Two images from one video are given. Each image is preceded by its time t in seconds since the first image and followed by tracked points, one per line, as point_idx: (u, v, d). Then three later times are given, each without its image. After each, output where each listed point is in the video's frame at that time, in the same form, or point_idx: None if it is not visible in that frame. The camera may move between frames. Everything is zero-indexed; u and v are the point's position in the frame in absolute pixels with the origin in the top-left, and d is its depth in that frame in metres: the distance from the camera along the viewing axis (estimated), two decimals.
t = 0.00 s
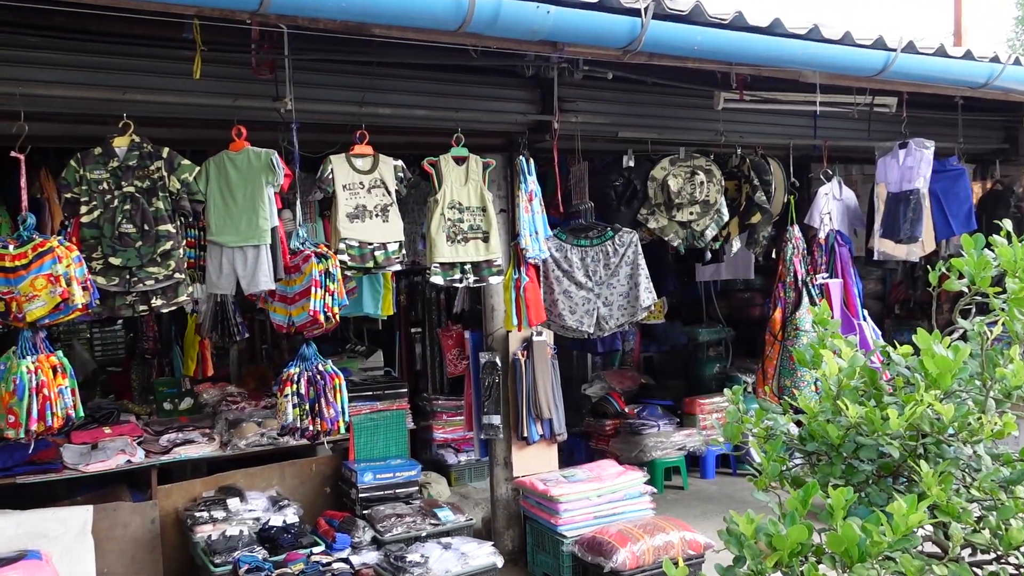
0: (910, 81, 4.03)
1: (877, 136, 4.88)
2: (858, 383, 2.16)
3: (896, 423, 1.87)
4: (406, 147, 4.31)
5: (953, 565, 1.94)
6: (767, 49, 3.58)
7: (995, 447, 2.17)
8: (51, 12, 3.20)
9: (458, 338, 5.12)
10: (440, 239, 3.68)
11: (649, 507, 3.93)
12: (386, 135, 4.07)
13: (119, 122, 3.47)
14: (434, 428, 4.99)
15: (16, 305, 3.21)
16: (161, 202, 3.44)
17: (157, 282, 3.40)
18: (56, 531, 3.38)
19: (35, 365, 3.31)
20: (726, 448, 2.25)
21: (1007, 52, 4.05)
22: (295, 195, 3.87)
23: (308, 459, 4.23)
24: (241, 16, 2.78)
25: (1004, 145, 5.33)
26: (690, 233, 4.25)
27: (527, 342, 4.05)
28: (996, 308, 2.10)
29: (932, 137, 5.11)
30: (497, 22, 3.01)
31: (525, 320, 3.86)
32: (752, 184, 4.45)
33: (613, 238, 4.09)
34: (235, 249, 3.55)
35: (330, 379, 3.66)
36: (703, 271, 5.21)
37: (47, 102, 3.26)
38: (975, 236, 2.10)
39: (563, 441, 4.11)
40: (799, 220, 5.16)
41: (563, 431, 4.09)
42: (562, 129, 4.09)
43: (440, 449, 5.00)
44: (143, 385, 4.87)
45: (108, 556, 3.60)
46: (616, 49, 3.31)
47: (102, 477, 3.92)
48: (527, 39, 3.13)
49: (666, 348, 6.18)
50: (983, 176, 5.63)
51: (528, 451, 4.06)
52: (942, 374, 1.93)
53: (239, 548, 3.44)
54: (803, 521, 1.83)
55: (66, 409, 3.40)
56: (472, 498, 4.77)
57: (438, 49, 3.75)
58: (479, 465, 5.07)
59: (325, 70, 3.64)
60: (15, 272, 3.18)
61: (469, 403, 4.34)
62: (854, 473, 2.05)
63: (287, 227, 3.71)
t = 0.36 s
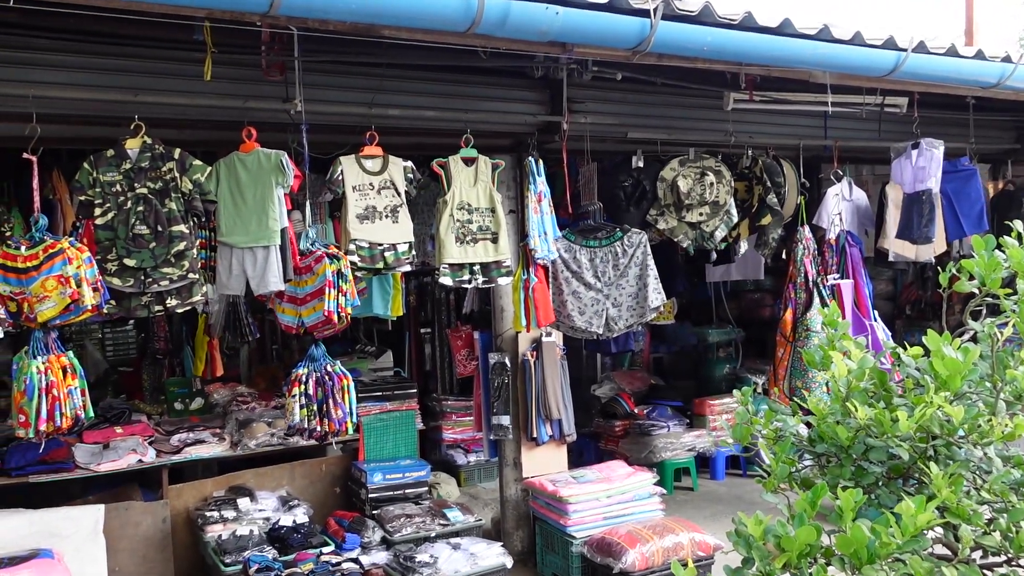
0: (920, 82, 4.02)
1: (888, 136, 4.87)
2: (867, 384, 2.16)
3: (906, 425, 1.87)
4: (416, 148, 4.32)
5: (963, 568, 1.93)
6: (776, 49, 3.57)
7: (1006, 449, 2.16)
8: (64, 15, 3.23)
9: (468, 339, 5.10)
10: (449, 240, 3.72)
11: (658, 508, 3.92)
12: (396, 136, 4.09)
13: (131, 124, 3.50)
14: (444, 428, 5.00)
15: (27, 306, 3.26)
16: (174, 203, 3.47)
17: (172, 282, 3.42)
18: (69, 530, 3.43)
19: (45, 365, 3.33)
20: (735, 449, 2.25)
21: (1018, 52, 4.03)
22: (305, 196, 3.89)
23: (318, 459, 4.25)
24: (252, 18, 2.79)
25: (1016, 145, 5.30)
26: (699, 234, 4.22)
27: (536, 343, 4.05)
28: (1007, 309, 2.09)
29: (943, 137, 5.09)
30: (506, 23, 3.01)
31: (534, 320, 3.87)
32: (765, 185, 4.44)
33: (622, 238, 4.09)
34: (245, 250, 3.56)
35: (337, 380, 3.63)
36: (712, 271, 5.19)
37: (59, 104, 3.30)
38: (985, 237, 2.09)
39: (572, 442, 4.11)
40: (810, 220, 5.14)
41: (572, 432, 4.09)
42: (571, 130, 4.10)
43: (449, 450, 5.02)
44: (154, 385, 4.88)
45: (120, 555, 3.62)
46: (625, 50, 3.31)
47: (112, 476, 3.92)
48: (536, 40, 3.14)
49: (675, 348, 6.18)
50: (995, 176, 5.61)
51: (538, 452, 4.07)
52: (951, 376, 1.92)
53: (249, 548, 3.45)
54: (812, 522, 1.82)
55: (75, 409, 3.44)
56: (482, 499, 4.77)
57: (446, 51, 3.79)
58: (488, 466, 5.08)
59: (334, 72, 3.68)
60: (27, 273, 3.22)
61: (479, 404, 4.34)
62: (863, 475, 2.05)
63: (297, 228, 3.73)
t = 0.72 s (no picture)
0: (933, 82, 4.00)
1: (901, 137, 4.85)
2: (877, 386, 2.15)
3: (916, 427, 1.86)
4: (427, 150, 4.33)
5: (976, 571, 1.91)
6: (787, 50, 3.56)
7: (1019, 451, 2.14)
8: (78, 20, 3.26)
9: (479, 342, 5.09)
10: (460, 242, 3.77)
11: (670, 510, 3.91)
12: (407, 139, 4.10)
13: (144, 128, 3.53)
14: (456, 430, 5.00)
15: (43, 308, 3.31)
16: (187, 207, 3.49)
17: (184, 285, 3.46)
18: (84, 532, 3.48)
19: (59, 368, 3.37)
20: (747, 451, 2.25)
21: None
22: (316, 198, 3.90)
23: (331, 461, 4.26)
24: (263, 22, 2.81)
25: None
26: (711, 235, 4.22)
27: (548, 345, 4.05)
28: (1019, 310, 2.08)
29: (957, 137, 5.05)
30: (516, 26, 3.02)
31: (545, 322, 3.88)
32: (778, 185, 4.44)
33: (633, 240, 4.08)
34: (257, 252, 3.58)
35: (347, 382, 3.60)
36: (724, 273, 5.19)
37: (74, 108, 3.34)
38: (997, 239, 2.08)
39: (583, 444, 4.11)
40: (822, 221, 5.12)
41: (584, 434, 4.09)
42: (582, 132, 4.11)
43: (461, 452, 5.02)
44: (168, 387, 4.89)
45: (134, 556, 3.65)
46: (635, 52, 3.31)
47: (128, 477, 3.95)
48: (546, 43, 3.14)
49: (688, 350, 6.17)
50: (1010, 177, 5.57)
51: (550, 454, 4.06)
52: (961, 379, 1.91)
53: (261, 550, 3.47)
54: (822, 525, 1.81)
55: (88, 412, 3.45)
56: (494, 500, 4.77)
57: (457, 54, 3.84)
58: (501, 468, 5.08)
59: (346, 75, 3.72)
60: (41, 277, 3.29)
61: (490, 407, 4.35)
62: (874, 477, 2.03)
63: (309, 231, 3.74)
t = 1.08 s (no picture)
0: (948, 82, 3.98)
1: (916, 139, 4.83)
2: (891, 389, 2.15)
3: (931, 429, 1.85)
4: (441, 155, 4.35)
5: None
6: (799, 52, 3.55)
7: None
8: (97, 29, 3.32)
9: (493, 345, 5.21)
10: (473, 247, 3.78)
11: (685, 514, 3.90)
12: (421, 144, 4.12)
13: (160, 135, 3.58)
14: (471, 434, 5.01)
15: (61, 314, 3.39)
16: (200, 213, 3.52)
17: (196, 292, 3.48)
18: (102, 536, 3.52)
19: (78, 373, 3.41)
20: (762, 455, 2.24)
21: None
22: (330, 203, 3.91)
23: (346, 465, 4.27)
24: (277, 29, 2.82)
25: None
26: (725, 238, 4.21)
27: (562, 348, 4.06)
28: None
29: (973, 138, 5.02)
30: (528, 30, 3.02)
31: (559, 326, 3.90)
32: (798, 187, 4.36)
33: (647, 243, 4.08)
34: (271, 258, 3.60)
35: (359, 387, 3.61)
36: (738, 275, 5.18)
37: (91, 116, 3.40)
38: (1012, 240, 2.06)
39: (598, 448, 4.11)
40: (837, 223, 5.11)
41: (598, 437, 4.09)
42: (595, 136, 4.12)
43: (476, 456, 5.01)
44: (184, 392, 4.90)
45: (152, 560, 3.67)
46: (648, 54, 3.31)
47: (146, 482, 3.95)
48: (558, 46, 3.14)
49: (702, 353, 6.18)
50: None
51: (564, 458, 4.06)
52: (976, 381, 1.90)
53: (278, 553, 3.50)
54: (837, 529, 1.80)
55: (106, 416, 3.49)
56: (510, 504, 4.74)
57: (469, 59, 3.86)
58: (517, 473, 5.02)
59: (360, 81, 3.77)
60: (59, 283, 3.36)
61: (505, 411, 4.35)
62: (890, 480, 2.02)
63: (321, 236, 3.76)
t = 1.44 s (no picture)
0: (965, 82, 3.95)
1: (933, 139, 4.79)
2: (908, 391, 2.13)
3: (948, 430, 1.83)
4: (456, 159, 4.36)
5: None
6: (815, 52, 3.53)
7: None
8: (115, 36, 3.37)
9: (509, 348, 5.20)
10: (488, 250, 3.79)
11: (702, 517, 3.89)
12: (436, 148, 4.13)
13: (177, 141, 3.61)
14: (487, 437, 5.01)
15: (79, 318, 3.43)
16: (216, 218, 3.53)
17: (213, 295, 3.49)
18: (120, 539, 3.53)
19: (97, 377, 3.44)
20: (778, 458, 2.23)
21: None
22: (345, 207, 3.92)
23: (363, 468, 4.28)
24: (291, 34, 2.84)
25: None
26: (741, 240, 4.20)
27: (577, 351, 4.06)
28: None
29: (992, 137, 4.98)
30: (542, 33, 3.02)
31: (573, 329, 3.88)
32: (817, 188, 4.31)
33: (662, 245, 4.06)
34: (287, 262, 3.62)
35: (376, 391, 3.61)
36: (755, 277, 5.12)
37: (108, 122, 3.43)
38: None
39: (614, 451, 4.09)
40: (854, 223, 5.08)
41: (614, 440, 4.08)
42: (609, 138, 4.12)
43: (493, 458, 5.02)
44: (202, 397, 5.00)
45: (170, 561, 3.68)
46: (661, 56, 3.31)
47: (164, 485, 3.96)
48: (571, 49, 3.13)
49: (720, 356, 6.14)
50: None
51: (580, 461, 4.06)
52: (994, 381, 1.90)
53: (294, 556, 3.52)
54: (854, 531, 1.79)
55: (124, 419, 3.53)
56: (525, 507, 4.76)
57: (483, 62, 3.87)
58: (533, 475, 5.07)
59: (375, 85, 3.79)
60: (78, 287, 3.40)
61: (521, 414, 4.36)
62: (907, 483, 2.00)
63: (337, 240, 3.78)
